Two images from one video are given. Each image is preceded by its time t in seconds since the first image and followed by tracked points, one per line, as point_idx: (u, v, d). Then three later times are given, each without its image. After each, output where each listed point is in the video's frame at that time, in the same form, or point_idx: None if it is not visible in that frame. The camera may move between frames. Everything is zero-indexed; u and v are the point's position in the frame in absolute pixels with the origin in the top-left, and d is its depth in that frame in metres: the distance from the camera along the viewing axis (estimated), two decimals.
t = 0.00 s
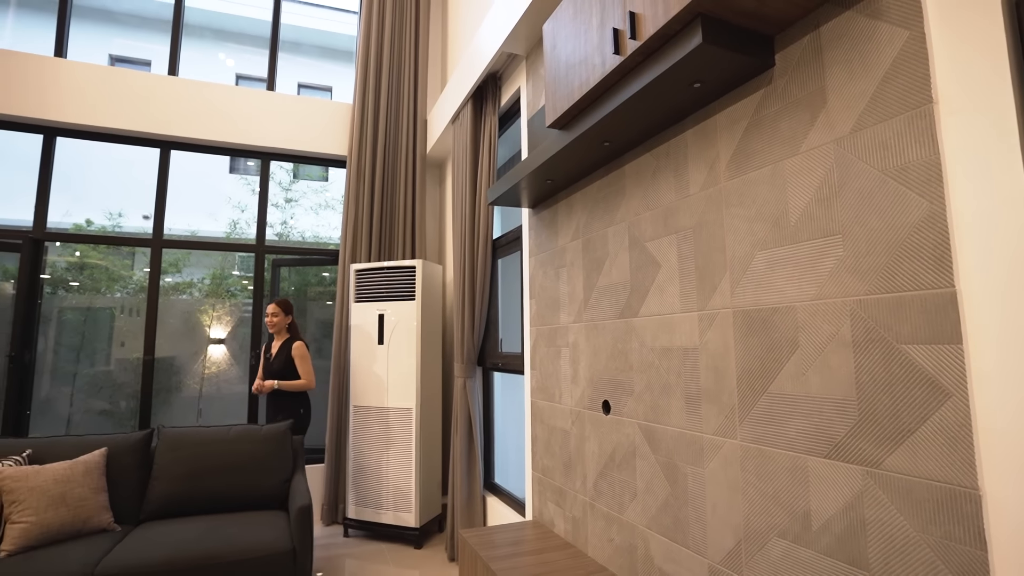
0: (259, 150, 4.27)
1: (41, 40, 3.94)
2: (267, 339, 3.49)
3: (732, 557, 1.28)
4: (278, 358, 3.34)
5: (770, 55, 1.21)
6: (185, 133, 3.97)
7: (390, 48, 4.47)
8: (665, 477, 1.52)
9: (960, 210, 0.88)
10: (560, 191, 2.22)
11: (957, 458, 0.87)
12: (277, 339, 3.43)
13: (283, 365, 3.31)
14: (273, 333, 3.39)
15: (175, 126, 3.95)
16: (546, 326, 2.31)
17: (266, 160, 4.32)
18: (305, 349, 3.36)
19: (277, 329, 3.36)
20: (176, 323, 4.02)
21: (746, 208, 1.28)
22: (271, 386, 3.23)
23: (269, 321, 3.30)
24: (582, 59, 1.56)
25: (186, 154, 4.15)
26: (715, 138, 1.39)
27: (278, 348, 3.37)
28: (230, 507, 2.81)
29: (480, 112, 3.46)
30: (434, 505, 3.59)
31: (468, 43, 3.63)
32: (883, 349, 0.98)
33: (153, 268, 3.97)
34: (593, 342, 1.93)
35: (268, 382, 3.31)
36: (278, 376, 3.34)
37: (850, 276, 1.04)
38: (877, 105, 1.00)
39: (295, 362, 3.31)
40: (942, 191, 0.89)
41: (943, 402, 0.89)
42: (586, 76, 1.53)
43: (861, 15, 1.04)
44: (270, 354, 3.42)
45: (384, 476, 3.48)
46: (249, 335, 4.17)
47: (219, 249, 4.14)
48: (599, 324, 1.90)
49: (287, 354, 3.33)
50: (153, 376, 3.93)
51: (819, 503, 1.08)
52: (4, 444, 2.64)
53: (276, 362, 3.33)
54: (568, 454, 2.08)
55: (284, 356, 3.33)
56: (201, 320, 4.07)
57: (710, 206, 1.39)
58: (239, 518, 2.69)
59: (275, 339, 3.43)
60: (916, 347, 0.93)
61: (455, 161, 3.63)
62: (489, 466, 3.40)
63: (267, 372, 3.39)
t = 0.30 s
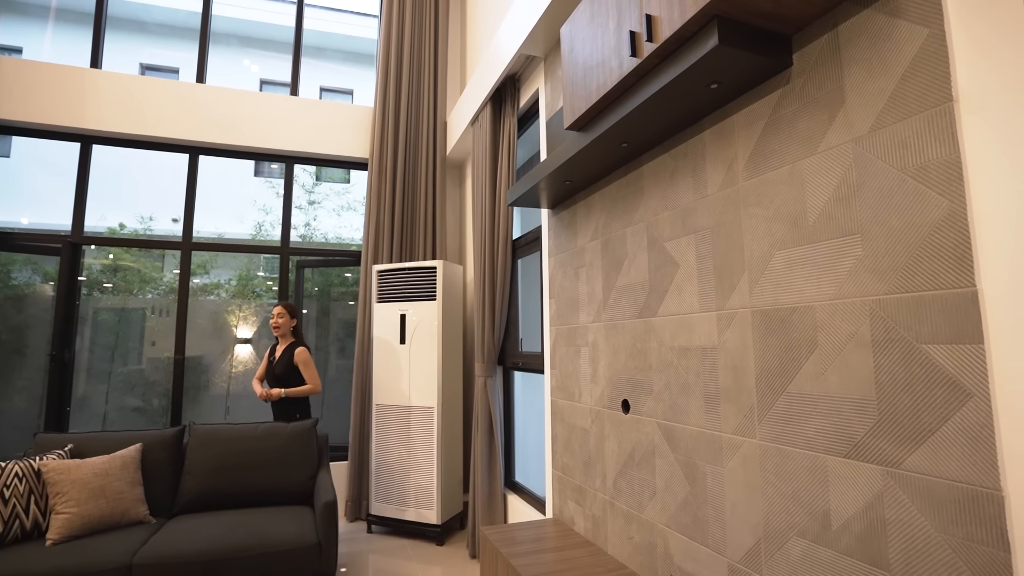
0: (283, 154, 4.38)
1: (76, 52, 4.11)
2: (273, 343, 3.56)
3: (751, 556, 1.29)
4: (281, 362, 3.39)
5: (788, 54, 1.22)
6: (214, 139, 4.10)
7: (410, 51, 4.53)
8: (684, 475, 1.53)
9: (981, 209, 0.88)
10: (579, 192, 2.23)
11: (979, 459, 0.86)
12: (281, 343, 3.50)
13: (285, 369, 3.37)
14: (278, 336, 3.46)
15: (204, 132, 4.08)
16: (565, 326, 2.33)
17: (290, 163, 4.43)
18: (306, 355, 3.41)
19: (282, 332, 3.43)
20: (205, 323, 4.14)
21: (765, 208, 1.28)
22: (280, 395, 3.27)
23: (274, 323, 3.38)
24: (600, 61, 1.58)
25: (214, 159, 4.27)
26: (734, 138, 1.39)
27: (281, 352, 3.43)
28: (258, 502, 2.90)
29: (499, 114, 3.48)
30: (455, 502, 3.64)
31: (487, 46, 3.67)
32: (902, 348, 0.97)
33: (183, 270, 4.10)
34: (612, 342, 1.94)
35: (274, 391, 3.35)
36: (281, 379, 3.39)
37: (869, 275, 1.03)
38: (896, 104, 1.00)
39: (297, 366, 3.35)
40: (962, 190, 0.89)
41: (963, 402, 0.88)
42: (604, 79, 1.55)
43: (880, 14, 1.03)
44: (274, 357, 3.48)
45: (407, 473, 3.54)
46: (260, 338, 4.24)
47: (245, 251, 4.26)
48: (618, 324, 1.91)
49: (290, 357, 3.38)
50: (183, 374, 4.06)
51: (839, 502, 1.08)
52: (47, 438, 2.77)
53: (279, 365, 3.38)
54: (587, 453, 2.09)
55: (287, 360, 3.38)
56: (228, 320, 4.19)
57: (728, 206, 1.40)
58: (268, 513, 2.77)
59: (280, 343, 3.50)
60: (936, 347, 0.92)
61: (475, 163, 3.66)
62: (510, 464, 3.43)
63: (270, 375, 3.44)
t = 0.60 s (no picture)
0: (307, 157, 4.48)
1: (111, 62, 4.27)
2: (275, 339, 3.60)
3: (772, 555, 1.29)
4: (284, 359, 3.45)
5: (806, 53, 1.21)
6: (242, 144, 4.22)
7: (431, 54, 4.59)
8: (704, 474, 1.53)
9: (1004, 208, 0.87)
10: (598, 192, 2.24)
11: (1002, 460, 0.85)
12: (283, 340, 3.55)
13: (290, 365, 3.43)
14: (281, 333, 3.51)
15: (232, 137, 4.21)
16: (586, 325, 2.34)
17: (314, 166, 4.53)
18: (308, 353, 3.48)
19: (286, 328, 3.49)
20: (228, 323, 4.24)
21: (784, 207, 1.28)
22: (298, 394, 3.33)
23: (277, 320, 3.42)
24: (618, 63, 1.59)
25: (241, 163, 4.40)
26: (753, 137, 1.39)
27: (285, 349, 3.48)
28: (287, 497, 2.99)
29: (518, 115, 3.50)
30: (478, 500, 3.68)
31: (506, 47, 3.69)
32: (923, 348, 0.97)
33: (212, 271, 4.23)
34: (632, 341, 1.95)
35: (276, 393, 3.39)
36: (284, 376, 3.45)
37: (890, 275, 1.03)
38: (916, 102, 0.99)
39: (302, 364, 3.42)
40: (985, 188, 0.88)
41: (986, 403, 0.88)
42: (621, 80, 1.56)
43: (900, 11, 1.03)
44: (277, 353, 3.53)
45: (430, 471, 3.60)
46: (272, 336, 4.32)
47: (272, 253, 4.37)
48: (638, 323, 1.92)
49: (294, 354, 3.44)
50: (214, 372, 4.20)
51: (860, 503, 1.08)
52: (88, 433, 2.90)
53: (282, 362, 3.43)
54: (608, 451, 2.10)
55: (291, 358, 3.44)
56: (256, 320, 4.31)
57: (747, 206, 1.40)
58: (296, 507, 2.86)
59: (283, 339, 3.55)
60: (958, 347, 0.92)
61: (495, 164, 3.69)
62: (531, 462, 3.45)
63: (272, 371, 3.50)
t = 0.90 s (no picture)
0: (332, 159, 4.58)
1: (144, 70, 4.42)
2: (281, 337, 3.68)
3: (793, 553, 1.29)
4: (300, 355, 3.55)
5: (827, 51, 1.21)
6: (269, 147, 4.34)
7: (451, 54, 4.63)
8: (725, 472, 1.53)
9: None
10: (618, 191, 2.25)
11: None
12: (292, 338, 3.64)
13: (306, 361, 3.55)
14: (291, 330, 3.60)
15: (260, 141, 4.33)
16: (607, 323, 2.35)
17: (338, 168, 4.63)
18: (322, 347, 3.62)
19: (296, 326, 3.58)
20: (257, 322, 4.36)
21: (804, 205, 1.28)
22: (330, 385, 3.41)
23: (289, 318, 3.51)
24: (637, 63, 1.60)
25: (268, 166, 4.52)
26: (773, 135, 1.39)
27: (298, 346, 3.58)
28: (314, 491, 3.07)
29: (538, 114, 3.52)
30: (500, 497, 3.72)
31: (526, 47, 3.71)
32: (947, 347, 0.96)
33: (241, 272, 4.36)
34: (653, 339, 1.96)
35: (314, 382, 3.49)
36: (300, 372, 3.56)
37: (912, 273, 1.02)
38: (940, 99, 0.98)
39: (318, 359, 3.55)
40: (1010, 185, 0.87)
41: (1012, 402, 0.87)
42: (641, 80, 1.57)
43: (923, 7, 1.02)
44: (288, 352, 3.61)
45: (453, 467, 3.65)
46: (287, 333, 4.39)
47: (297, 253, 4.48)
48: (658, 321, 1.92)
49: (309, 350, 3.56)
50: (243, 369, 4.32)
51: (882, 502, 1.08)
52: (126, 427, 3.03)
53: (297, 358, 3.54)
54: (629, 449, 2.11)
55: (306, 354, 3.55)
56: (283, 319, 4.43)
57: (768, 204, 1.39)
58: (323, 501, 2.94)
59: (293, 337, 3.63)
60: (982, 345, 0.91)
61: (516, 164, 3.71)
62: (553, 460, 3.48)
63: (286, 370, 3.58)
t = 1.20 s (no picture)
0: (356, 161, 4.66)
1: (175, 77, 4.57)
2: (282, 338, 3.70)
3: (817, 552, 1.28)
4: (309, 354, 3.63)
5: (850, 48, 1.20)
6: (296, 150, 4.45)
7: (472, 55, 4.67)
8: (747, 471, 1.53)
9: None
10: (639, 190, 2.25)
11: None
12: (296, 338, 3.68)
13: (317, 359, 3.65)
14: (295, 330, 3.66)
15: (287, 144, 4.44)
16: (628, 322, 2.36)
17: (362, 169, 4.71)
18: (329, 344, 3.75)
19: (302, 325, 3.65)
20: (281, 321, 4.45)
21: (827, 204, 1.27)
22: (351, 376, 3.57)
23: (297, 318, 3.58)
24: (657, 63, 1.60)
25: (294, 169, 4.63)
26: (795, 134, 1.38)
27: (306, 345, 3.65)
28: (341, 486, 3.15)
29: (559, 114, 3.52)
30: (522, 494, 3.75)
31: (547, 47, 3.72)
32: (973, 346, 0.95)
33: (268, 272, 4.48)
34: (674, 338, 1.96)
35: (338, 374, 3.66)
36: (309, 370, 3.63)
37: (938, 271, 1.01)
38: (965, 95, 0.97)
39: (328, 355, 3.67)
40: None
41: None
42: (661, 80, 1.57)
43: (948, 2, 1.00)
44: (293, 352, 3.66)
45: (475, 464, 3.69)
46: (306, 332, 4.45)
47: (322, 253, 4.58)
48: (680, 320, 1.92)
49: (319, 348, 3.66)
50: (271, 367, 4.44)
51: (907, 502, 1.07)
52: (162, 423, 3.15)
53: (308, 357, 3.62)
54: (651, 447, 2.12)
55: (315, 352, 3.64)
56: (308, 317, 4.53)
57: (790, 202, 1.39)
58: (350, 496, 3.01)
59: (297, 338, 3.68)
60: (1009, 344, 0.90)
61: (537, 163, 3.73)
62: (575, 457, 3.50)
63: (294, 371, 3.62)
